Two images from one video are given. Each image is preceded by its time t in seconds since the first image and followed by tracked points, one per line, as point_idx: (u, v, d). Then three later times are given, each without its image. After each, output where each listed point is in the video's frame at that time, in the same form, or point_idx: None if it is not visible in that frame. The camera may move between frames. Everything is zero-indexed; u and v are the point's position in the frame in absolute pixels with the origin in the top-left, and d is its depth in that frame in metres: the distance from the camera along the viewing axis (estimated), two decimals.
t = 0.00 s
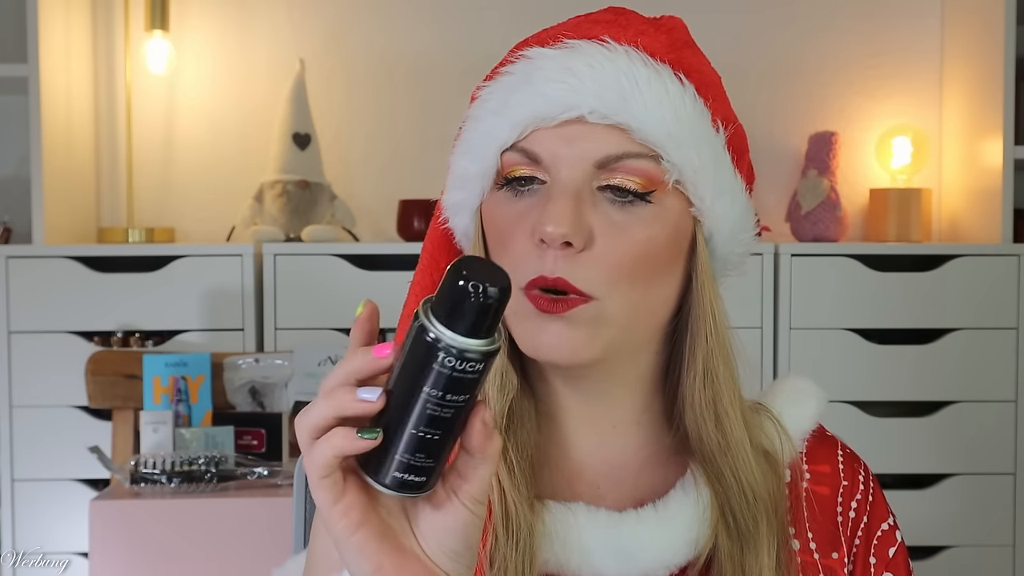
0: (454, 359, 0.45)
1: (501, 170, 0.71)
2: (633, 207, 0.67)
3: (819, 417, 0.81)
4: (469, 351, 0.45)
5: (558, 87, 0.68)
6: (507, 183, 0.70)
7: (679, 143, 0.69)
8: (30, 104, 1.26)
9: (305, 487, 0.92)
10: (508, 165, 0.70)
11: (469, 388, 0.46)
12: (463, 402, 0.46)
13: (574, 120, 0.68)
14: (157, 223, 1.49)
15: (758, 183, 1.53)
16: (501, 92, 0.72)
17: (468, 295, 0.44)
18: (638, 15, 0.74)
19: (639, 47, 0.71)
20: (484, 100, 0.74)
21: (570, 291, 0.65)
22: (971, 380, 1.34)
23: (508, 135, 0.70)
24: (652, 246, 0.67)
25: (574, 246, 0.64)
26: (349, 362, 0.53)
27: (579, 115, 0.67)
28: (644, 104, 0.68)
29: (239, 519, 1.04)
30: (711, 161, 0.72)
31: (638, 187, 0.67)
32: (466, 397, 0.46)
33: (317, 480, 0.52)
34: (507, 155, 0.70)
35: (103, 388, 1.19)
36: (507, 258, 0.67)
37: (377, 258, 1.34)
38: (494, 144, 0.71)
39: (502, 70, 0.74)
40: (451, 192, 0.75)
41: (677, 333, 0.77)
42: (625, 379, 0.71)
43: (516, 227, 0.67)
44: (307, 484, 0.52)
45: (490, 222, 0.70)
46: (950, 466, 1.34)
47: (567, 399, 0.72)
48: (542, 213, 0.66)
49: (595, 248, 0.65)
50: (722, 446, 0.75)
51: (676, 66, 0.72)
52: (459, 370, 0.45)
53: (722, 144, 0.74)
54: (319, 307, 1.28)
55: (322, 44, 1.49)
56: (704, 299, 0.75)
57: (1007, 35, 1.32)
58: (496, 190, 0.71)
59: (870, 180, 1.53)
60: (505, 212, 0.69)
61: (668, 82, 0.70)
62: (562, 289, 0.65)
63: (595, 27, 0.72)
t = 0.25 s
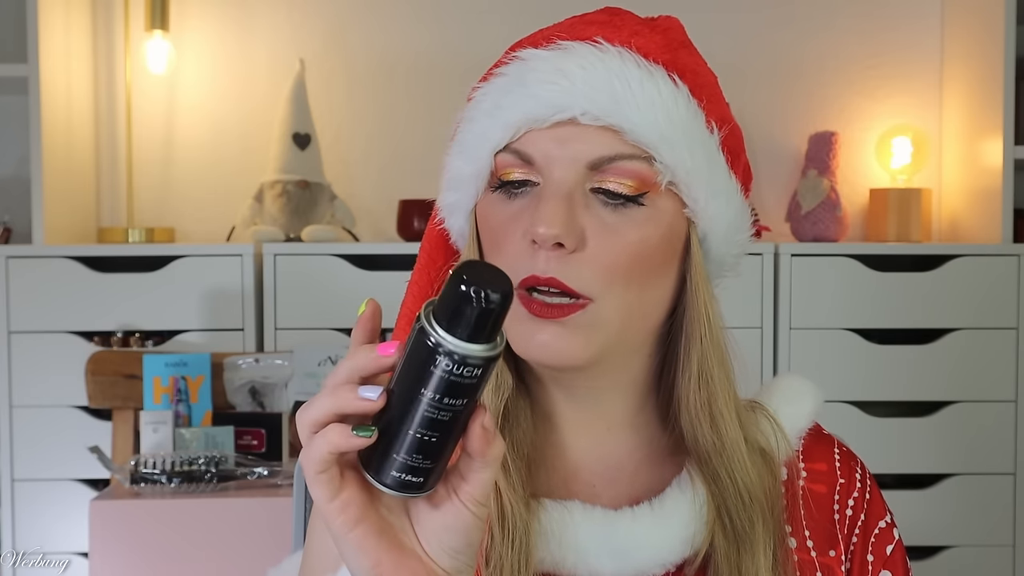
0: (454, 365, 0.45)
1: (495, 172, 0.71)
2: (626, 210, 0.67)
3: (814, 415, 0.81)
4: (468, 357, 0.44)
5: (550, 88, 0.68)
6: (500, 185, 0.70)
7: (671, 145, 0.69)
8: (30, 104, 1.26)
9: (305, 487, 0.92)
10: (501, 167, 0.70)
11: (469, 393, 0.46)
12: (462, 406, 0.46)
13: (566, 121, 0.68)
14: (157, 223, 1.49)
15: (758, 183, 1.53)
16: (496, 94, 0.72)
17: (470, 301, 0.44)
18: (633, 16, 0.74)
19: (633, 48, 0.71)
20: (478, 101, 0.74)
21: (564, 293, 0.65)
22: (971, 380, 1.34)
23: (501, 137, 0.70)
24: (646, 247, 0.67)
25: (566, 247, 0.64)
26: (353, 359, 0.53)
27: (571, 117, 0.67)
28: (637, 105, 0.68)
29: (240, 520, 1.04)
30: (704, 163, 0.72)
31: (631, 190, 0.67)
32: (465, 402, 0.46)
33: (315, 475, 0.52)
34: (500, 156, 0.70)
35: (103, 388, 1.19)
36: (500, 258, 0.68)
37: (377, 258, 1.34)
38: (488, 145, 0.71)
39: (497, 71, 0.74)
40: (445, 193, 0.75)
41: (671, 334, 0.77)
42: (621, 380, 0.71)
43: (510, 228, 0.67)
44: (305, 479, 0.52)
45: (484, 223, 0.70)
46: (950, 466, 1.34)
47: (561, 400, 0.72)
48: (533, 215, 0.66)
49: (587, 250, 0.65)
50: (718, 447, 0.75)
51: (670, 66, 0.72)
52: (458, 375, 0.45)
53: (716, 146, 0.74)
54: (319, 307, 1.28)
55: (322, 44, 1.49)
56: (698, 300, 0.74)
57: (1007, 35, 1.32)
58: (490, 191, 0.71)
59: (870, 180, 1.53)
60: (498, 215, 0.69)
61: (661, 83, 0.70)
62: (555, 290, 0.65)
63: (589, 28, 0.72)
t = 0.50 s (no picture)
0: (451, 366, 0.45)
1: (490, 174, 0.71)
2: (622, 213, 0.67)
3: (812, 414, 0.81)
4: (465, 358, 0.44)
5: (545, 92, 0.68)
6: (496, 189, 0.70)
7: (668, 147, 0.69)
8: (30, 103, 1.26)
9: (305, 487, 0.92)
10: (497, 171, 0.70)
11: (466, 394, 0.46)
12: (459, 407, 0.46)
13: (561, 125, 0.68)
14: (157, 223, 1.49)
15: (757, 183, 1.53)
16: (491, 97, 0.72)
17: (467, 302, 0.44)
18: (628, 15, 0.73)
19: (628, 50, 0.71)
20: (474, 103, 0.74)
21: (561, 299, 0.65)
22: (970, 380, 1.34)
23: (497, 141, 0.70)
24: (643, 251, 0.67)
25: (562, 252, 0.64)
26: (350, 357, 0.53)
27: (566, 121, 0.67)
28: (632, 109, 0.68)
29: (240, 520, 1.04)
30: (701, 164, 0.72)
31: (627, 193, 0.67)
32: (462, 403, 0.46)
33: (311, 472, 0.52)
34: (496, 159, 0.70)
35: (103, 388, 1.19)
36: (496, 261, 0.68)
37: (377, 258, 1.34)
38: (483, 149, 0.71)
39: (492, 74, 0.74)
40: (441, 196, 0.76)
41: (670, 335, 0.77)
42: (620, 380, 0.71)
43: (506, 231, 0.67)
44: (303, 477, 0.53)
45: (480, 224, 0.71)
46: (950, 466, 1.34)
47: (559, 401, 0.72)
48: (530, 220, 0.66)
49: (583, 254, 0.65)
50: (715, 448, 0.75)
51: (666, 67, 0.72)
52: (455, 376, 0.45)
53: (712, 146, 0.74)
54: (319, 307, 1.28)
55: (322, 44, 1.49)
56: (694, 303, 0.75)
57: (1007, 35, 1.32)
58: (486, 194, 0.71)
59: (870, 180, 1.53)
60: (494, 218, 0.69)
61: (656, 85, 0.70)
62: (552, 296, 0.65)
63: (584, 30, 0.72)
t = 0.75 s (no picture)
0: (450, 376, 0.45)
1: (492, 178, 0.71)
2: (625, 219, 0.67)
3: (809, 415, 0.81)
4: (464, 368, 0.44)
5: (548, 97, 0.68)
6: (498, 193, 0.70)
7: (671, 153, 0.69)
8: (30, 104, 1.26)
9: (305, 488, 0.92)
10: (498, 174, 0.70)
11: (467, 404, 0.46)
12: (460, 416, 0.46)
13: (565, 131, 0.68)
14: (157, 223, 1.49)
15: (757, 183, 1.53)
16: (492, 100, 0.72)
17: (464, 312, 0.43)
18: (629, 16, 0.73)
19: (631, 53, 0.71)
20: (474, 106, 0.73)
21: (562, 301, 0.65)
22: (970, 380, 1.34)
23: (499, 145, 0.70)
24: (644, 256, 0.67)
25: (565, 258, 0.64)
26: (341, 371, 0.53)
27: (570, 127, 0.67)
28: (636, 115, 0.68)
29: (240, 520, 1.04)
30: (703, 169, 0.72)
31: (629, 199, 0.68)
32: (462, 412, 0.46)
33: (299, 487, 0.52)
34: (497, 163, 0.70)
35: (103, 388, 1.19)
36: (497, 265, 0.68)
37: (377, 258, 1.34)
38: (484, 153, 0.71)
39: (493, 76, 0.73)
40: (440, 197, 0.75)
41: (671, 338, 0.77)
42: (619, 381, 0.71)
43: (508, 236, 0.67)
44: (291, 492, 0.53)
45: (481, 226, 0.71)
46: (949, 466, 1.34)
47: (559, 403, 0.72)
48: (532, 225, 0.66)
49: (586, 260, 0.65)
50: (715, 452, 0.75)
51: (669, 71, 0.72)
52: (455, 386, 0.45)
53: (714, 150, 0.74)
54: (319, 307, 1.28)
55: (322, 44, 1.48)
56: (694, 307, 0.75)
57: (1007, 35, 1.32)
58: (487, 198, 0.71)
59: (870, 180, 1.53)
60: (495, 222, 0.69)
61: (659, 90, 0.70)
62: (552, 299, 0.65)
63: (586, 32, 0.72)
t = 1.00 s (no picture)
0: (453, 382, 0.45)
1: (497, 181, 0.71)
2: (629, 225, 0.67)
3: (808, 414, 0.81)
4: (468, 373, 0.44)
5: (555, 102, 0.68)
6: (502, 195, 0.70)
7: (676, 161, 0.69)
8: (30, 104, 1.26)
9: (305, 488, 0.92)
10: (502, 177, 0.70)
11: (469, 407, 0.46)
12: (463, 420, 0.46)
13: (571, 137, 0.67)
14: (157, 223, 1.49)
15: (758, 183, 1.53)
16: (498, 103, 0.71)
17: (466, 317, 0.43)
18: (636, 18, 0.72)
19: (638, 58, 0.71)
20: (480, 108, 0.73)
21: (564, 304, 0.65)
22: (970, 380, 1.34)
23: (504, 148, 0.70)
24: (644, 257, 0.67)
25: (569, 264, 0.64)
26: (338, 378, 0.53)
27: (576, 133, 0.67)
28: (642, 122, 0.68)
29: (240, 520, 1.04)
30: (708, 176, 0.72)
31: (634, 205, 0.68)
32: (466, 415, 0.46)
33: (296, 494, 0.52)
34: (502, 166, 0.70)
35: (104, 388, 1.19)
36: (500, 268, 0.68)
37: (377, 258, 1.34)
38: (489, 157, 0.71)
39: (500, 78, 0.73)
40: (442, 197, 0.75)
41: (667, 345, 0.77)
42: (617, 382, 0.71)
43: (512, 239, 0.67)
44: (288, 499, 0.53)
45: (484, 227, 0.71)
46: (949, 466, 1.34)
47: (559, 404, 0.72)
48: (537, 230, 0.66)
49: (590, 266, 0.65)
50: (716, 457, 0.75)
51: (675, 76, 0.72)
52: (458, 392, 0.45)
53: (719, 157, 0.74)
54: (319, 307, 1.28)
55: (322, 44, 1.48)
56: (695, 312, 0.75)
57: (1007, 35, 1.32)
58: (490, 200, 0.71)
59: (870, 180, 1.53)
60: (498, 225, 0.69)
61: (666, 97, 0.70)
62: (555, 302, 0.65)
63: (593, 35, 0.71)
